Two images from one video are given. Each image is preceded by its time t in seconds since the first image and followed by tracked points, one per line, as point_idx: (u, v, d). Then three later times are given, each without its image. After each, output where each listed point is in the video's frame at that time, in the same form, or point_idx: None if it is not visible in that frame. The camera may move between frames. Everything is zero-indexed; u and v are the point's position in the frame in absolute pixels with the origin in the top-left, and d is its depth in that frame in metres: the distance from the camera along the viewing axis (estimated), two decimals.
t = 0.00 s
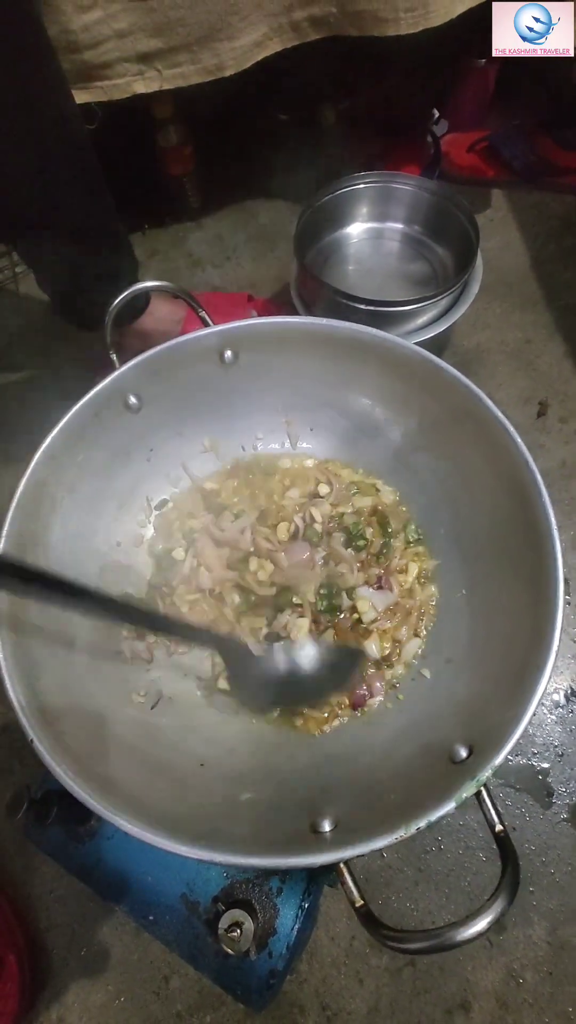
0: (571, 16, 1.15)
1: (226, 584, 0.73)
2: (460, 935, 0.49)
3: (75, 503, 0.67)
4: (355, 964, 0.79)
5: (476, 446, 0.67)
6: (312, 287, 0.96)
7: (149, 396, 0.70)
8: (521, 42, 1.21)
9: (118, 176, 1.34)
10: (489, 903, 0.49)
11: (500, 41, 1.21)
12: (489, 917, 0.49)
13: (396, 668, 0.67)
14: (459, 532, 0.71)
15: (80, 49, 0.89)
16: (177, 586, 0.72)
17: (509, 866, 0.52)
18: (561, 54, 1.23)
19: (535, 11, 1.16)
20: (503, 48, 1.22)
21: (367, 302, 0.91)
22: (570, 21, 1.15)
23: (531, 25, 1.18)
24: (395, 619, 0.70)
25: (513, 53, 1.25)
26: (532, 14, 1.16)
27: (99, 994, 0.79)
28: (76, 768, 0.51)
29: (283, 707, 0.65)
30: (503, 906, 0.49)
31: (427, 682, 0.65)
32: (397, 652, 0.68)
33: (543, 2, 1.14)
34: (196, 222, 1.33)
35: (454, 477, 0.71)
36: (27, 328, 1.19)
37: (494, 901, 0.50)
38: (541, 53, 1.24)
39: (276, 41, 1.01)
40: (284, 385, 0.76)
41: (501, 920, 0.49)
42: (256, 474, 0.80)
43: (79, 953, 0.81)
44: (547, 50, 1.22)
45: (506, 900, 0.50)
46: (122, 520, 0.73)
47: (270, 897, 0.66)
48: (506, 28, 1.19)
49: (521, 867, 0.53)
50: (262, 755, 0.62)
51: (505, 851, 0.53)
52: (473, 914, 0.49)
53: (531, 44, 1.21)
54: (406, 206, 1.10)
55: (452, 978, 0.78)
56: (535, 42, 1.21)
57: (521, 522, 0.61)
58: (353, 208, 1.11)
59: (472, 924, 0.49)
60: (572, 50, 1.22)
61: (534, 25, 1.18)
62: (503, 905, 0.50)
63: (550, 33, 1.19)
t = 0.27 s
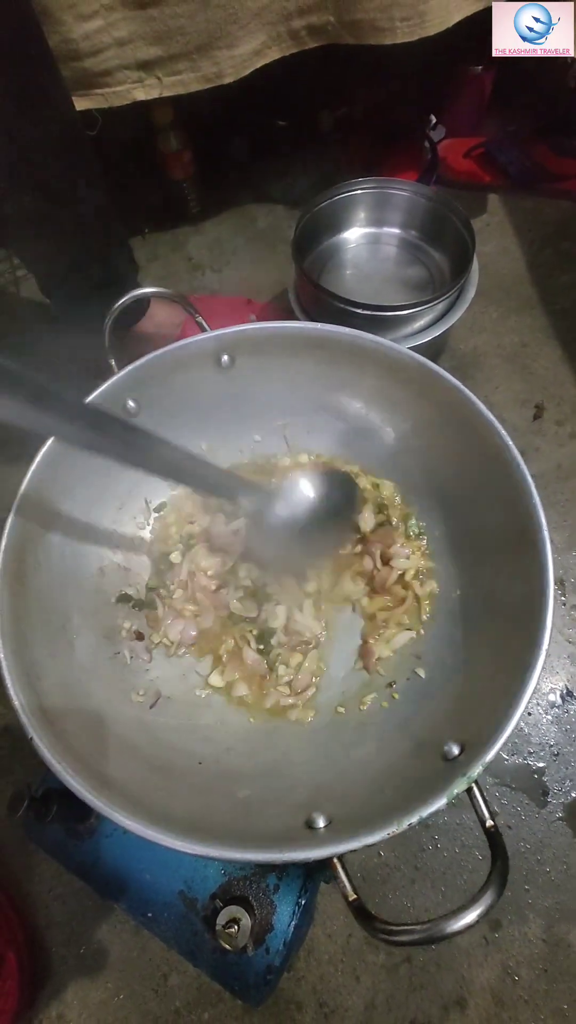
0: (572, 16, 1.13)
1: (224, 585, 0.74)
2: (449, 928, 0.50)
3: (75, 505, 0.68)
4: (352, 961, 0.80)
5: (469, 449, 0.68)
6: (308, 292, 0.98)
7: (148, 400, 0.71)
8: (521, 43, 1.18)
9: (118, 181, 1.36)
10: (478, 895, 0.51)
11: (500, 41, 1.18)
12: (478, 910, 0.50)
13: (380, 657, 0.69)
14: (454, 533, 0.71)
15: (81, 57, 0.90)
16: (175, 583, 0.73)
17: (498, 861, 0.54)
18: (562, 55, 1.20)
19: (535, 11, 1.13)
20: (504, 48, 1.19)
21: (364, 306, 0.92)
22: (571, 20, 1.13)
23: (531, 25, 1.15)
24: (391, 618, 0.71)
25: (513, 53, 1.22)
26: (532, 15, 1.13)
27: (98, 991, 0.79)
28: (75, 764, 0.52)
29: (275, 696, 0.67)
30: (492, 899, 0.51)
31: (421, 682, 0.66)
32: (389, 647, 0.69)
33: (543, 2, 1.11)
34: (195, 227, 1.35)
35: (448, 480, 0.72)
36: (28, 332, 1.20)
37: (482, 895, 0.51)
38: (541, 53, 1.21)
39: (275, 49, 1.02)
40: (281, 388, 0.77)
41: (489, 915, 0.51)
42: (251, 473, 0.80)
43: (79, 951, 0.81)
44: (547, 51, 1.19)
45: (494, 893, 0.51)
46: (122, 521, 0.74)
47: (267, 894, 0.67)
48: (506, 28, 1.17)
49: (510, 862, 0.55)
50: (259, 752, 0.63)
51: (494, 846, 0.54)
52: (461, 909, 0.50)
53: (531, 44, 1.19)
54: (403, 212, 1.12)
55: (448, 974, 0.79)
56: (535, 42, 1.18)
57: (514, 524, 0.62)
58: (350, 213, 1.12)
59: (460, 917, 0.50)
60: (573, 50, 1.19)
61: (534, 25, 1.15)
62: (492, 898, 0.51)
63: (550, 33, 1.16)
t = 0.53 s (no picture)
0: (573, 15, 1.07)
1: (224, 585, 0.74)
2: (445, 922, 0.51)
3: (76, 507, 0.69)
4: (351, 962, 0.80)
5: (465, 451, 0.69)
6: (308, 295, 0.98)
7: (147, 403, 0.72)
8: (520, 43, 1.14)
9: (119, 185, 1.37)
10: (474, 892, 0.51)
11: (498, 41, 1.13)
12: (474, 907, 0.50)
13: (375, 656, 0.70)
14: (450, 534, 0.72)
15: (82, 62, 0.91)
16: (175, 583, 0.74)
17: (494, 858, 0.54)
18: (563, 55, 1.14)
19: (535, 11, 1.08)
20: (503, 48, 1.15)
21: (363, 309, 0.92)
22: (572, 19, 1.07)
23: (531, 25, 1.10)
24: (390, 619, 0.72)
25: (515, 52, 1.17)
26: (532, 14, 1.08)
27: (98, 992, 0.80)
28: (76, 764, 0.52)
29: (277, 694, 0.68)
30: (488, 894, 0.51)
31: (418, 681, 0.67)
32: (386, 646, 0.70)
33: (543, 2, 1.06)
34: (195, 230, 1.35)
35: (444, 481, 0.73)
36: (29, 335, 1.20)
37: (478, 891, 0.51)
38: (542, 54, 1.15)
39: (274, 55, 1.03)
40: (279, 390, 0.78)
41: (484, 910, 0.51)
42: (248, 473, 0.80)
43: (78, 952, 0.82)
44: (547, 51, 1.13)
45: (490, 890, 0.52)
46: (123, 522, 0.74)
47: (266, 894, 0.67)
48: (505, 29, 1.12)
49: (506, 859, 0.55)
50: (258, 751, 0.64)
51: (491, 842, 0.54)
52: (457, 903, 0.51)
53: (531, 45, 1.13)
54: (401, 216, 1.13)
55: (446, 975, 0.80)
56: (535, 42, 1.12)
57: (509, 525, 0.63)
58: (349, 217, 1.13)
59: (457, 911, 0.51)
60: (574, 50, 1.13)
61: (534, 25, 1.09)
62: (487, 895, 0.52)
63: (550, 33, 1.10)
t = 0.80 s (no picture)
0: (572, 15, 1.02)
1: (226, 589, 0.74)
2: (452, 930, 0.50)
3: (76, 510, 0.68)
4: (353, 970, 0.79)
5: (467, 453, 0.68)
6: (310, 298, 0.98)
7: (148, 406, 0.72)
8: (520, 43, 1.10)
9: (119, 188, 1.37)
10: (481, 900, 0.50)
11: (498, 41, 1.09)
12: (481, 914, 0.50)
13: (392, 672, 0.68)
14: (453, 537, 0.71)
15: (82, 66, 0.92)
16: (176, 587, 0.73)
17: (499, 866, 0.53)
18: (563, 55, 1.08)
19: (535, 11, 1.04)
20: (503, 48, 1.11)
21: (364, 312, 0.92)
22: (573, 19, 1.02)
23: (531, 25, 1.06)
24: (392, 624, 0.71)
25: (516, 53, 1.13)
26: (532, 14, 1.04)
27: (97, 1000, 0.79)
28: (76, 770, 0.52)
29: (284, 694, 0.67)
30: (493, 903, 0.50)
31: (422, 686, 0.66)
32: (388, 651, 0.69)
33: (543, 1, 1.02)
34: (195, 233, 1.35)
35: (447, 484, 0.72)
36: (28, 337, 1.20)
37: (483, 900, 0.51)
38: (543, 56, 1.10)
39: (274, 59, 1.03)
40: (281, 393, 0.77)
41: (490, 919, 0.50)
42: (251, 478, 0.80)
43: (77, 959, 0.81)
44: (547, 52, 1.07)
45: (496, 899, 0.51)
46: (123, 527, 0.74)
47: (268, 901, 0.67)
48: (505, 28, 1.08)
49: (511, 866, 0.54)
50: (260, 756, 0.63)
51: (495, 849, 0.54)
52: (464, 913, 0.50)
53: (531, 45, 1.09)
54: (402, 219, 1.12)
55: (449, 982, 0.79)
56: (535, 43, 1.08)
57: (512, 528, 0.62)
58: (350, 219, 1.13)
59: (463, 922, 0.50)
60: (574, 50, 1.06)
61: (534, 25, 1.05)
62: (493, 903, 0.51)
63: (550, 33, 1.05)
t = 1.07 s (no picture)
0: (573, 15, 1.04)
1: (223, 590, 0.75)
2: (443, 922, 0.51)
3: (75, 513, 0.69)
4: (350, 967, 0.80)
5: (460, 457, 0.70)
6: (308, 304, 1.00)
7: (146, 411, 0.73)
8: (521, 43, 1.10)
9: (120, 195, 1.39)
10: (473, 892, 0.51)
11: (498, 41, 1.10)
12: (472, 907, 0.51)
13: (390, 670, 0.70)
14: (447, 539, 0.73)
15: (83, 76, 0.93)
16: (174, 587, 0.74)
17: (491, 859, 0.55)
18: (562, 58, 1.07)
19: (536, 10, 1.05)
20: (503, 49, 1.12)
21: (361, 318, 0.94)
22: (572, 19, 1.03)
23: (531, 25, 1.07)
24: (388, 623, 0.72)
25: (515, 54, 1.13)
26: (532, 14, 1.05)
27: (96, 998, 0.80)
28: (76, 768, 0.53)
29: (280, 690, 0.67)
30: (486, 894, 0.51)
31: (417, 686, 0.67)
32: (382, 648, 0.70)
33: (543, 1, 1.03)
34: (195, 239, 1.37)
35: (441, 486, 0.73)
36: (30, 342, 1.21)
37: (476, 891, 0.52)
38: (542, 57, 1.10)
39: (272, 69, 1.05)
40: (278, 398, 0.79)
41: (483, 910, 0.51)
42: (254, 480, 0.81)
43: (77, 957, 0.82)
44: (547, 52, 1.07)
45: (487, 890, 0.52)
46: (122, 528, 0.75)
47: (265, 898, 0.67)
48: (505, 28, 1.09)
49: (502, 859, 0.55)
50: (258, 754, 0.64)
51: (488, 842, 0.55)
52: (456, 903, 0.51)
53: (531, 45, 1.09)
54: (398, 225, 1.14)
55: (445, 979, 0.80)
56: (535, 42, 1.08)
57: (505, 529, 0.63)
58: (347, 226, 1.15)
59: (455, 912, 0.51)
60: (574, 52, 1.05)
61: (534, 25, 1.06)
62: (485, 894, 0.52)
63: (550, 33, 1.06)
